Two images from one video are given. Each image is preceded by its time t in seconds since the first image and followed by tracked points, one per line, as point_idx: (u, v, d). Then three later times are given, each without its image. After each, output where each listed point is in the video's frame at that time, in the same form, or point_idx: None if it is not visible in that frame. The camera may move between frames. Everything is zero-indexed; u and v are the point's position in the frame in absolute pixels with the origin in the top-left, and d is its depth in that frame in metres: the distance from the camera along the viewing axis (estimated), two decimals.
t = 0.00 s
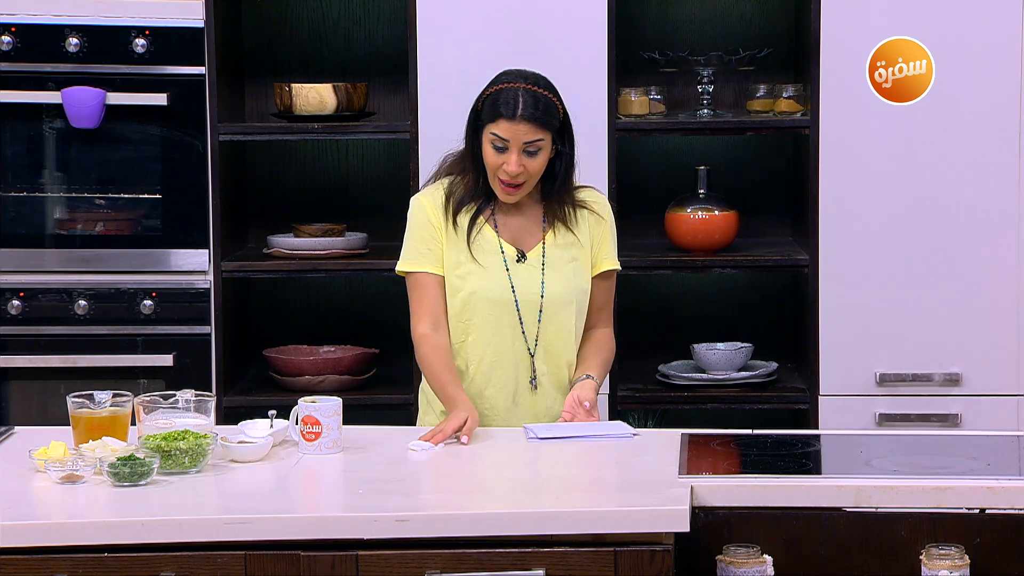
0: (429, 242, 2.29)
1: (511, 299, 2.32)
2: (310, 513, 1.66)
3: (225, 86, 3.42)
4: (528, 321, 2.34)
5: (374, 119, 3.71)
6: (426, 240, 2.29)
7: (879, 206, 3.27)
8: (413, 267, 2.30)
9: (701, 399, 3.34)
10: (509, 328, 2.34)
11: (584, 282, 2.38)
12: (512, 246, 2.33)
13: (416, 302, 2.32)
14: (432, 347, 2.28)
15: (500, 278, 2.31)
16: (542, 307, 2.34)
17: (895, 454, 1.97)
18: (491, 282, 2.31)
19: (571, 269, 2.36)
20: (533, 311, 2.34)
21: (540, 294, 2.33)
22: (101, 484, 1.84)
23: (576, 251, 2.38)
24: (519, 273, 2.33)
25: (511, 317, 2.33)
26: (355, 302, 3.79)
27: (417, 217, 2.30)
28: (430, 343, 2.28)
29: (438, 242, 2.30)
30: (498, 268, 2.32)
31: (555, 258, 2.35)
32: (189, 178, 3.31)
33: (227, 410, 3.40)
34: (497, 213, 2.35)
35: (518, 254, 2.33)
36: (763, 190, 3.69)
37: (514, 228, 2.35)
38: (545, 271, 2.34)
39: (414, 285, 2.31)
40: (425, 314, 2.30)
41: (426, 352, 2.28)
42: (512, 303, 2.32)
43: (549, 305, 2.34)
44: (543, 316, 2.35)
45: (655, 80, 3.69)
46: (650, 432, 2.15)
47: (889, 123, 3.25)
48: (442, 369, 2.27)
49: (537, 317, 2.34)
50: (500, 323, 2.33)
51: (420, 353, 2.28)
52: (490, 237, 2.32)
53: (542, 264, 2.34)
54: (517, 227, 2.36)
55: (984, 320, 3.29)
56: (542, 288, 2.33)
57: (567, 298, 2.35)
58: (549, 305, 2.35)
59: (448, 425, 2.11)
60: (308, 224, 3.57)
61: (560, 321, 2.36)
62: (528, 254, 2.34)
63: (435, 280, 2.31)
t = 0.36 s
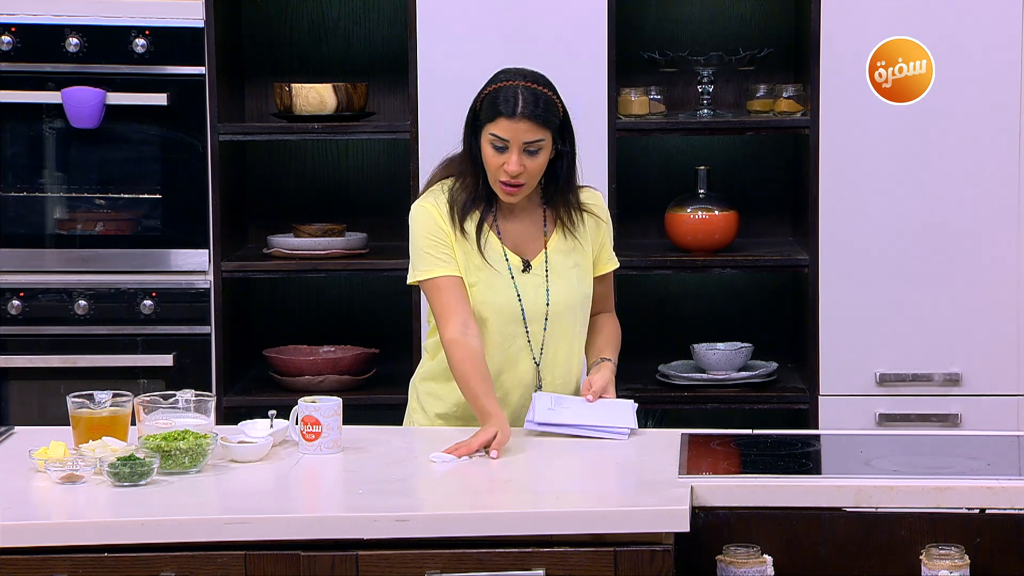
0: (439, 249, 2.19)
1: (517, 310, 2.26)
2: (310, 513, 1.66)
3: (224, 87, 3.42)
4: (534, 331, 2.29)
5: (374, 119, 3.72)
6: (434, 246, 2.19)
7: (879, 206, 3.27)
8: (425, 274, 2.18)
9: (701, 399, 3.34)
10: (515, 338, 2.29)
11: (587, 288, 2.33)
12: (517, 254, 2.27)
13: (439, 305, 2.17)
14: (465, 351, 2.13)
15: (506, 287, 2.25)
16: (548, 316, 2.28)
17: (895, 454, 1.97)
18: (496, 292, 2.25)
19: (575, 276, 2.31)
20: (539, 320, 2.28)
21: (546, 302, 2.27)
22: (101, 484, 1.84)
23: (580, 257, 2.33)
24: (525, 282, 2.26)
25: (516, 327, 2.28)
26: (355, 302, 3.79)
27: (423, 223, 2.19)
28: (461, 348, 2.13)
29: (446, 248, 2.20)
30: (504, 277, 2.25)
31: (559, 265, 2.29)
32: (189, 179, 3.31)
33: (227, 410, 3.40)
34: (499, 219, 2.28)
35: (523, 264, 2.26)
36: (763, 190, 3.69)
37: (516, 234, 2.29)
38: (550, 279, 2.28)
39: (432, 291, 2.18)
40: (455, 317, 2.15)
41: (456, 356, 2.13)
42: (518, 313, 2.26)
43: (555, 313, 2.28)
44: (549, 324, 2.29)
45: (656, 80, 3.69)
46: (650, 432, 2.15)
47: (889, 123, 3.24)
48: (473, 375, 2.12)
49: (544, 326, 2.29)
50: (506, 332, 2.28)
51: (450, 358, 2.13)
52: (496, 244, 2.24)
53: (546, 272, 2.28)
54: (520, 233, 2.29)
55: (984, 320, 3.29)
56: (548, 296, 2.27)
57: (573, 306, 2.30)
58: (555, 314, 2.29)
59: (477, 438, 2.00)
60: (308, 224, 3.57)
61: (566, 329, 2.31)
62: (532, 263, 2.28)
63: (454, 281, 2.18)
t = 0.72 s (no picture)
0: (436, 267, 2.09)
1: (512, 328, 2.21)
2: (311, 513, 1.66)
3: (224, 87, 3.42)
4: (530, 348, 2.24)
5: (374, 119, 3.72)
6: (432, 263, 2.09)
7: (878, 206, 3.27)
8: (421, 297, 2.08)
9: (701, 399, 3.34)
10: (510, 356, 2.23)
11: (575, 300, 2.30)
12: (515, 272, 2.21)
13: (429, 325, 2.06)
14: (454, 370, 1.99)
15: (502, 306, 2.20)
16: (545, 331, 2.24)
17: (895, 454, 1.97)
18: (494, 311, 2.19)
19: (566, 288, 2.28)
20: (535, 338, 2.23)
21: (541, 318, 2.23)
22: (101, 484, 1.84)
23: (570, 268, 2.30)
24: (521, 299, 2.21)
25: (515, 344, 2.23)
26: (355, 303, 3.79)
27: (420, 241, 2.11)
28: (451, 365, 2.00)
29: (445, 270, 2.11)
30: (501, 295, 2.20)
31: (552, 279, 2.25)
32: (189, 178, 3.31)
33: (227, 411, 3.40)
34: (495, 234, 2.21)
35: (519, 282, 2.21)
36: (762, 190, 3.69)
37: (513, 249, 2.23)
38: (546, 294, 2.24)
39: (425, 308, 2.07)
40: (443, 334, 2.03)
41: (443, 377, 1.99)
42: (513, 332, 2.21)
43: (551, 329, 2.24)
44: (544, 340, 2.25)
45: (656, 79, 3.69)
46: (650, 433, 2.15)
47: (889, 123, 3.24)
48: (461, 401, 1.98)
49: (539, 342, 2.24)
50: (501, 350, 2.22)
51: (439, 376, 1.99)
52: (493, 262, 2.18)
53: (540, 287, 2.24)
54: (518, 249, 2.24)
55: (984, 320, 3.29)
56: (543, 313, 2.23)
57: (565, 320, 2.27)
58: (551, 329, 2.25)
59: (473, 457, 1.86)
60: (308, 224, 3.57)
61: (560, 344, 2.27)
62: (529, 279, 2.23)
63: (450, 301, 2.07)
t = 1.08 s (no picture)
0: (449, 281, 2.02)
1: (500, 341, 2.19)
2: (311, 513, 1.66)
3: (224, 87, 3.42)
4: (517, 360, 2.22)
5: (374, 119, 3.72)
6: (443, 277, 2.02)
7: (878, 206, 3.27)
8: (434, 315, 1.99)
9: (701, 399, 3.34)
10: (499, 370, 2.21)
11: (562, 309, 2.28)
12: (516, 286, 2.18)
13: (444, 343, 1.97)
14: (479, 378, 1.91)
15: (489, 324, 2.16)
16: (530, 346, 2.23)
17: (895, 454, 1.97)
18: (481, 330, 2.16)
19: (554, 298, 2.26)
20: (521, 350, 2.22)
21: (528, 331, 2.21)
22: (101, 484, 1.84)
23: (556, 281, 2.28)
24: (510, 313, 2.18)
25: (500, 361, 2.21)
26: (354, 304, 3.79)
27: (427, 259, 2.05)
28: (477, 372, 1.92)
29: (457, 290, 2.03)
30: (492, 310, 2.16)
31: (540, 291, 2.23)
32: (189, 178, 3.31)
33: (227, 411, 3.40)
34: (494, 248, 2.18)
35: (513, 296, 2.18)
36: (762, 189, 3.69)
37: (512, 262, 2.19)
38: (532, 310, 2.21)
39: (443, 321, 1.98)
40: (463, 347, 1.94)
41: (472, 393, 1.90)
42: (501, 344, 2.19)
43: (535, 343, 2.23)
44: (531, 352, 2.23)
45: (656, 80, 3.69)
46: (650, 433, 2.15)
47: (888, 123, 3.24)
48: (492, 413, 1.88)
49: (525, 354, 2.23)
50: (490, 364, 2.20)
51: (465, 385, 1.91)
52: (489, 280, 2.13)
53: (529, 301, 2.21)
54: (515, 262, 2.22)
55: (984, 320, 3.29)
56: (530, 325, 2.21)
57: (552, 331, 2.25)
58: (536, 343, 2.24)
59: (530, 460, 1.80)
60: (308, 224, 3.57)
61: (546, 355, 2.26)
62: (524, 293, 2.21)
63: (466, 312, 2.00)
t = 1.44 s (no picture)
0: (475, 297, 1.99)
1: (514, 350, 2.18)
2: (311, 513, 1.66)
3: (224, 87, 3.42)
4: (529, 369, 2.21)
5: (375, 119, 3.72)
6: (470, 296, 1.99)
7: (878, 206, 3.27)
8: (456, 329, 1.96)
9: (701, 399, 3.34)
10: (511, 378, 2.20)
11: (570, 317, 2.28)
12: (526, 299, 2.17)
13: (474, 355, 1.92)
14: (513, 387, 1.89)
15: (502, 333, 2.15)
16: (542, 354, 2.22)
17: (895, 454, 1.97)
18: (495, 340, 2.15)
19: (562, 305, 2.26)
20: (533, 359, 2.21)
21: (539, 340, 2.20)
22: (101, 484, 1.84)
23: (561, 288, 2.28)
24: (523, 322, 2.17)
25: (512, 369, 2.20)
26: (354, 304, 3.79)
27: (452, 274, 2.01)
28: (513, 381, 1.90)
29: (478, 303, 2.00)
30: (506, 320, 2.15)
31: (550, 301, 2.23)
32: (189, 178, 3.31)
33: (228, 411, 3.40)
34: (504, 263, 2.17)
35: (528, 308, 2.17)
36: (762, 189, 3.69)
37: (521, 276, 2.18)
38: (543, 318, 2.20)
39: (471, 333, 1.94)
40: (495, 359, 1.91)
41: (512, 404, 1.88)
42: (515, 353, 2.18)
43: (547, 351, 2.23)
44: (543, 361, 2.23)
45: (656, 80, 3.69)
46: (650, 433, 2.15)
47: (888, 122, 3.24)
48: (535, 422, 1.86)
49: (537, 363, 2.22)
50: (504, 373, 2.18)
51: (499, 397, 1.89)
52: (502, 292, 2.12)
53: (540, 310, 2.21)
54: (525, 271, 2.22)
55: (984, 320, 3.29)
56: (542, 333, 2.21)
57: (560, 339, 2.25)
58: (547, 350, 2.23)
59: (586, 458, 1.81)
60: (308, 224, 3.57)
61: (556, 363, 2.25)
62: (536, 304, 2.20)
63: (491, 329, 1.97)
